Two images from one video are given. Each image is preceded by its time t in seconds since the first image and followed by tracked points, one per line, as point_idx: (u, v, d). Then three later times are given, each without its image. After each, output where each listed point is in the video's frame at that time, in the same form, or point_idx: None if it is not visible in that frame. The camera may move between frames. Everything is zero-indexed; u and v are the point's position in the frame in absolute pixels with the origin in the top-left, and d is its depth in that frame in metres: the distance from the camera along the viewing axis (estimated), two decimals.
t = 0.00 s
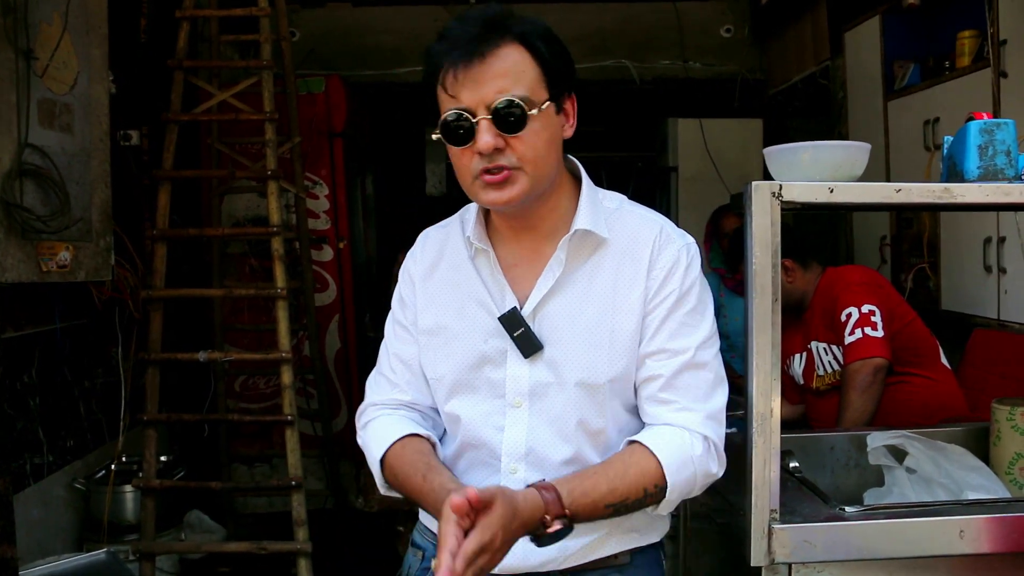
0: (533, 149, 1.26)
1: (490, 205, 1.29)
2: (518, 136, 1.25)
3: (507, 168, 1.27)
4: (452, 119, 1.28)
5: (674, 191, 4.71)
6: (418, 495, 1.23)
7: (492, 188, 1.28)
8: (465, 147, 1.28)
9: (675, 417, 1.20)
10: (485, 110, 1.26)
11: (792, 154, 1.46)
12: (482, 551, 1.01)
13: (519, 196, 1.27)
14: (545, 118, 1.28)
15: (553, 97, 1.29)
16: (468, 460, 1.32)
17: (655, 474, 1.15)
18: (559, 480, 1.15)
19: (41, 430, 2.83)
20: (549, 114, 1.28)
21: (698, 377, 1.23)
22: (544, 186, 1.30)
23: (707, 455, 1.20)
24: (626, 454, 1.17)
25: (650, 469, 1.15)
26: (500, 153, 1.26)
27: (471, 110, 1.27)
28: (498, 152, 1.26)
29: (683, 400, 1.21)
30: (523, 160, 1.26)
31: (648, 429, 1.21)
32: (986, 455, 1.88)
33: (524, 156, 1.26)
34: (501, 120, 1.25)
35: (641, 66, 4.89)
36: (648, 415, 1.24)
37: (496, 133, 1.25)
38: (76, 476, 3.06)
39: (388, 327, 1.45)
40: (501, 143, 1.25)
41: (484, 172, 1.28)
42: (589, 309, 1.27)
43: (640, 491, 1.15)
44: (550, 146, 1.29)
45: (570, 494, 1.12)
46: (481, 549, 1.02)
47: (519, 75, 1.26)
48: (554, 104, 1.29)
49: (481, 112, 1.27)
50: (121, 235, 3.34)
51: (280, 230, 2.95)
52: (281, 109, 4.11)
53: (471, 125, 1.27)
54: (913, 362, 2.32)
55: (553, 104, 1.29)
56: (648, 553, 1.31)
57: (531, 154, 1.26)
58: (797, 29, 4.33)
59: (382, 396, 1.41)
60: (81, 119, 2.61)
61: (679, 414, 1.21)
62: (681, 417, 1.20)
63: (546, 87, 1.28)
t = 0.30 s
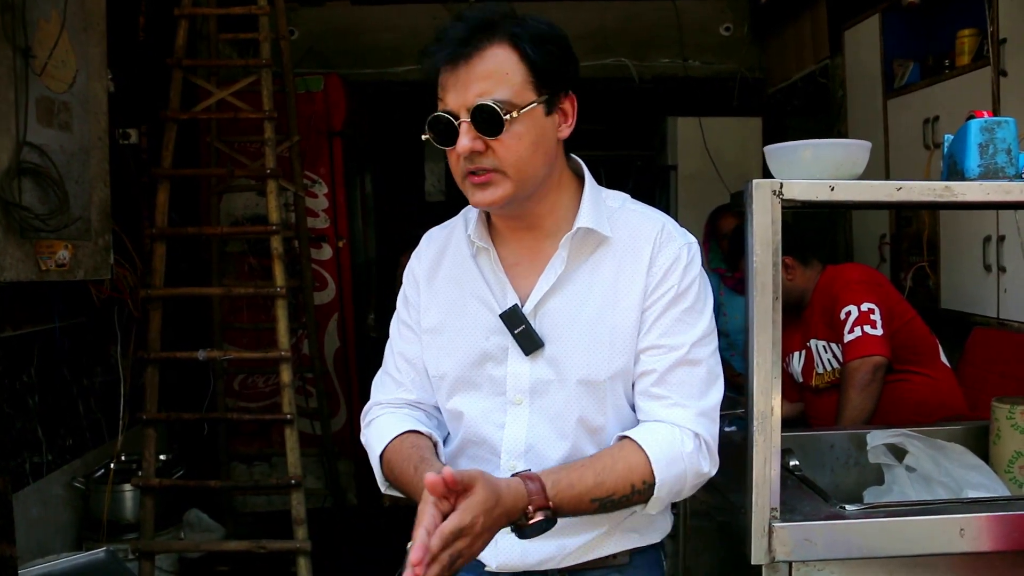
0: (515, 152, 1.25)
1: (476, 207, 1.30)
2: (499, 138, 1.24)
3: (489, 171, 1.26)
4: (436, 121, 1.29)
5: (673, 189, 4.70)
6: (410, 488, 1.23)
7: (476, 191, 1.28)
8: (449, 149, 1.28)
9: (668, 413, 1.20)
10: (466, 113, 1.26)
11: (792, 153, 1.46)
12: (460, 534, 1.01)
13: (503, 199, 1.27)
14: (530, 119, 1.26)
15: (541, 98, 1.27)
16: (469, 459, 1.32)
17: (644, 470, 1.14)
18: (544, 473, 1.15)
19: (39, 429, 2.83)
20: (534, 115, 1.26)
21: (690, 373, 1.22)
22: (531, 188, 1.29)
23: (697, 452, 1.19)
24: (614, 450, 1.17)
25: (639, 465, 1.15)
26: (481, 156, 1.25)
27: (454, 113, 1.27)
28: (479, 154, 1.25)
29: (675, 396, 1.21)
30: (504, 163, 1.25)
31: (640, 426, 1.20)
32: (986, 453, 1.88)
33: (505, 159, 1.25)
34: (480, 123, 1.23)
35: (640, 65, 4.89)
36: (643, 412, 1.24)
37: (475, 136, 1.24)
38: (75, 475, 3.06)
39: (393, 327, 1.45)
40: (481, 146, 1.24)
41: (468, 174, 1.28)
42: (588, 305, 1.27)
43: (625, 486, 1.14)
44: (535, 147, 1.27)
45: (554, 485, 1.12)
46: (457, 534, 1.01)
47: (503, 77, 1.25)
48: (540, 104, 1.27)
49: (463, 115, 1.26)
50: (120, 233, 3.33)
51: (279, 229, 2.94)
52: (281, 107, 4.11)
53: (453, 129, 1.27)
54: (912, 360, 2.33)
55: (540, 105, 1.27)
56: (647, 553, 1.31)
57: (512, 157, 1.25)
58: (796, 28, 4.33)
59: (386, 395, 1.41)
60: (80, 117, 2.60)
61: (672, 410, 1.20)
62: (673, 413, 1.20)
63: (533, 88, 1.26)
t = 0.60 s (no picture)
0: (518, 147, 1.25)
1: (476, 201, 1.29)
2: (502, 134, 1.24)
3: (491, 166, 1.26)
4: (440, 115, 1.28)
5: (672, 186, 4.70)
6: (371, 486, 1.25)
7: (478, 186, 1.27)
8: (452, 144, 1.28)
9: (679, 413, 1.19)
10: (470, 107, 1.25)
11: (793, 149, 1.46)
12: None
13: (505, 194, 1.27)
14: (533, 115, 1.26)
15: (545, 95, 1.27)
16: (469, 457, 1.32)
17: (664, 475, 1.12)
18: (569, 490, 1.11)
19: (39, 426, 2.83)
20: (538, 112, 1.26)
21: (697, 373, 1.21)
22: (533, 185, 1.28)
23: (713, 451, 1.18)
24: (632, 458, 1.15)
25: (660, 471, 1.13)
26: (484, 151, 1.25)
27: (458, 107, 1.27)
28: (482, 150, 1.25)
29: (685, 395, 1.20)
30: (507, 158, 1.25)
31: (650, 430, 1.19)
32: (986, 450, 1.88)
33: (508, 154, 1.25)
34: (484, 118, 1.23)
35: (639, 62, 4.88)
36: (651, 411, 1.23)
37: (478, 130, 1.24)
38: (74, 471, 3.06)
39: (396, 326, 1.46)
40: (484, 141, 1.24)
41: (471, 169, 1.27)
42: (590, 304, 1.27)
43: (649, 494, 1.12)
44: (539, 144, 1.26)
45: (582, 502, 1.08)
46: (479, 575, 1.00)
47: (507, 72, 1.25)
48: (545, 101, 1.27)
49: (468, 109, 1.26)
50: (119, 230, 3.33)
51: (279, 226, 2.93)
52: (280, 104, 4.10)
53: (457, 123, 1.26)
54: (912, 356, 2.33)
55: (544, 101, 1.27)
56: (648, 552, 1.31)
57: (515, 152, 1.25)
58: (796, 24, 4.32)
59: (386, 391, 1.41)
60: (79, 114, 2.60)
61: (683, 410, 1.20)
62: (684, 413, 1.19)
63: (538, 85, 1.26)
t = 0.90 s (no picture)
0: (551, 132, 1.26)
1: (507, 188, 1.27)
2: (536, 118, 1.25)
3: (524, 151, 1.26)
4: (470, 102, 1.27)
5: (673, 184, 4.70)
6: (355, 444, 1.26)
7: (510, 171, 1.26)
8: (484, 129, 1.27)
9: (697, 400, 1.19)
10: (504, 92, 1.26)
11: (793, 146, 1.46)
12: (536, 465, 0.98)
13: (539, 179, 1.26)
14: (560, 103, 1.28)
15: (565, 87, 1.30)
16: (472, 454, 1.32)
17: (693, 443, 1.12)
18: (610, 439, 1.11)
19: (40, 425, 2.83)
20: (563, 100, 1.29)
21: (712, 366, 1.21)
22: (559, 173, 1.29)
23: (733, 437, 1.18)
24: (663, 424, 1.14)
25: (690, 439, 1.12)
26: (518, 135, 1.25)
27: (490, 92, 1.26)
28: (516, 133, 1.25)
29: (702, 386, 1.20)
30: (541, 142, 1.26)
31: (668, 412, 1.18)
32: (986, 447, 1.88)
33: (541, 138, 1.26)
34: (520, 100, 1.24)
35: (639, 60, 4.88)
36: (663, 402, 1.22)
37: (515, 114, 1.25)
38: (75, 470, 3.07)
39: (399, 324, 1.47)
40: (520, 124, 1.25)
41: (502, 154, 1.26)
42: (596, 299, 1.27)
43: (683, 460, 1.11)
44: (565, 131, 1.29)
45: (626, 448, 1.08)
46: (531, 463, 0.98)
47: (537, 59, 1.27)
48: (566, 92, 1.30)
49: (500, 94, 1.26)
50: (119, 229, 3.33)
51: (279, 224, 2.93)
52: (280, 102, 4.10)
53: (489, 107, 1.26)
54: (913, 354, 2.33)
55: (566, 92, 1.30)
56: (652, 549, 1.30)
57: (549, 137, 1.26)
58: (796, 22, 4.31)
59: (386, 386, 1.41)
60: (79, 112, 2.60)
61: (702, 398, 1.19)
62: (705, 401, 1.19)
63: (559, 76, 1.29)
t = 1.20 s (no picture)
0: (556, 131, 1.26)
1: (513, 186, 1.27)
2: (542, 117, 1.25)
3: (529, 149, 1.26)
4: (477, 100, 1.27)
5: (673, 182, 4.70)
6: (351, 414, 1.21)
7: (514, 169, 1.26)
8: (489, 127, 1.26)
9: (688, 395, 1.18)
10: (510, 90, 1.25)
11: (793, 144, 1.46)
12: (535, 484, 0.91)
13: (544, 177, 1.26)
14: (565, 101, 1.28)
15: (570, 85, 1.30)
16: (474, 451, 1.32)
17: (689, 447, 1.09)
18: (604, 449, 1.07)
19: (40, 422, 2.83)
20: (568, 98, 1.29)
21: (706, 359, 1.21)
22: (565, 171, 1.29)
23: (726, 434, 1.16)
24: (658, 429, 1.11)
25: (686, 442, 1.10)
26: (524, 133, 1.25)
27: (495, 91, 1.26)
28: (522, 132, 1.25)
29: (694, 379, 1.20)
30: (546, 141, 1.26)
31: (666, 408, 1.17)
32: (987, 445, 1.88)
33: (546, 137, 1.25)
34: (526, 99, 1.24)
35: (640, 58, 4.88)
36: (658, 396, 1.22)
37: (520, 112, 1.24)
38: (75, 467, 3.07)
39: (399, 317, 1.47)
40: (525, 123, 1.24)
41: (507, 153, 1.26)
42: (596, 295, 1.27)
43: (678, 465, 1.08)
44: (570, 129, 1.28)
45: (621, 459, 1.03)
46: (528, 482, 0.91)
47: (542, 57, 1.26)
48: (571, 89, 1.30)
49: (506, 93, 1.26)
50: (120, 227, 3.33)
51: (279, 222, 2.93)
52: (281, 100, 4.10)
53: (495, 106, 1.26)
54: (913, 352, 2.33)
55: (571, 90, 1.30)
56: (655, 544, 1.30)
57: (555, 135, 1.26)
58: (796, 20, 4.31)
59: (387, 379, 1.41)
60: (79, 110, 2.59)
61: (693, 392, 1.18)
62: (696, 396, 1.18)
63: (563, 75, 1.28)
